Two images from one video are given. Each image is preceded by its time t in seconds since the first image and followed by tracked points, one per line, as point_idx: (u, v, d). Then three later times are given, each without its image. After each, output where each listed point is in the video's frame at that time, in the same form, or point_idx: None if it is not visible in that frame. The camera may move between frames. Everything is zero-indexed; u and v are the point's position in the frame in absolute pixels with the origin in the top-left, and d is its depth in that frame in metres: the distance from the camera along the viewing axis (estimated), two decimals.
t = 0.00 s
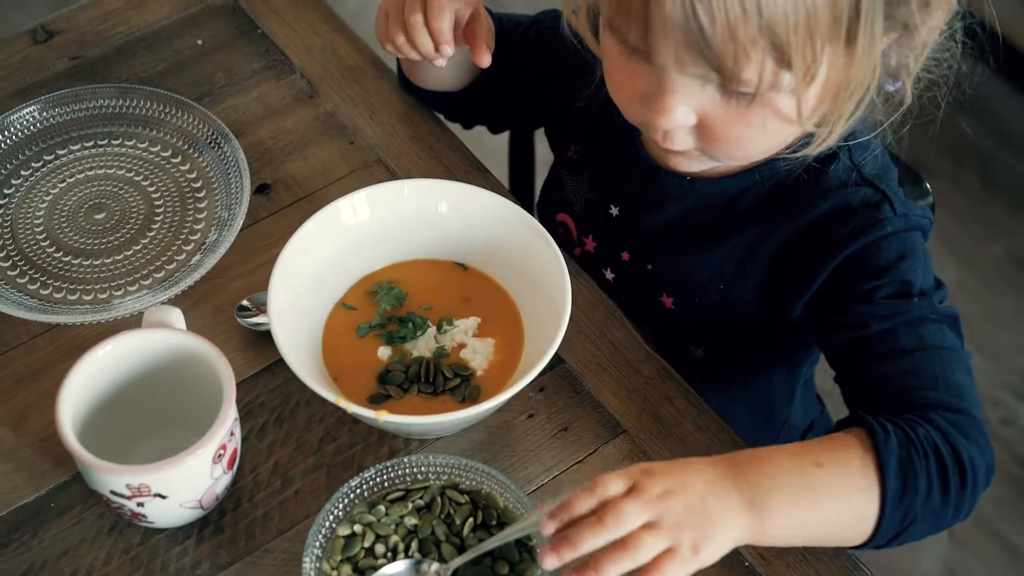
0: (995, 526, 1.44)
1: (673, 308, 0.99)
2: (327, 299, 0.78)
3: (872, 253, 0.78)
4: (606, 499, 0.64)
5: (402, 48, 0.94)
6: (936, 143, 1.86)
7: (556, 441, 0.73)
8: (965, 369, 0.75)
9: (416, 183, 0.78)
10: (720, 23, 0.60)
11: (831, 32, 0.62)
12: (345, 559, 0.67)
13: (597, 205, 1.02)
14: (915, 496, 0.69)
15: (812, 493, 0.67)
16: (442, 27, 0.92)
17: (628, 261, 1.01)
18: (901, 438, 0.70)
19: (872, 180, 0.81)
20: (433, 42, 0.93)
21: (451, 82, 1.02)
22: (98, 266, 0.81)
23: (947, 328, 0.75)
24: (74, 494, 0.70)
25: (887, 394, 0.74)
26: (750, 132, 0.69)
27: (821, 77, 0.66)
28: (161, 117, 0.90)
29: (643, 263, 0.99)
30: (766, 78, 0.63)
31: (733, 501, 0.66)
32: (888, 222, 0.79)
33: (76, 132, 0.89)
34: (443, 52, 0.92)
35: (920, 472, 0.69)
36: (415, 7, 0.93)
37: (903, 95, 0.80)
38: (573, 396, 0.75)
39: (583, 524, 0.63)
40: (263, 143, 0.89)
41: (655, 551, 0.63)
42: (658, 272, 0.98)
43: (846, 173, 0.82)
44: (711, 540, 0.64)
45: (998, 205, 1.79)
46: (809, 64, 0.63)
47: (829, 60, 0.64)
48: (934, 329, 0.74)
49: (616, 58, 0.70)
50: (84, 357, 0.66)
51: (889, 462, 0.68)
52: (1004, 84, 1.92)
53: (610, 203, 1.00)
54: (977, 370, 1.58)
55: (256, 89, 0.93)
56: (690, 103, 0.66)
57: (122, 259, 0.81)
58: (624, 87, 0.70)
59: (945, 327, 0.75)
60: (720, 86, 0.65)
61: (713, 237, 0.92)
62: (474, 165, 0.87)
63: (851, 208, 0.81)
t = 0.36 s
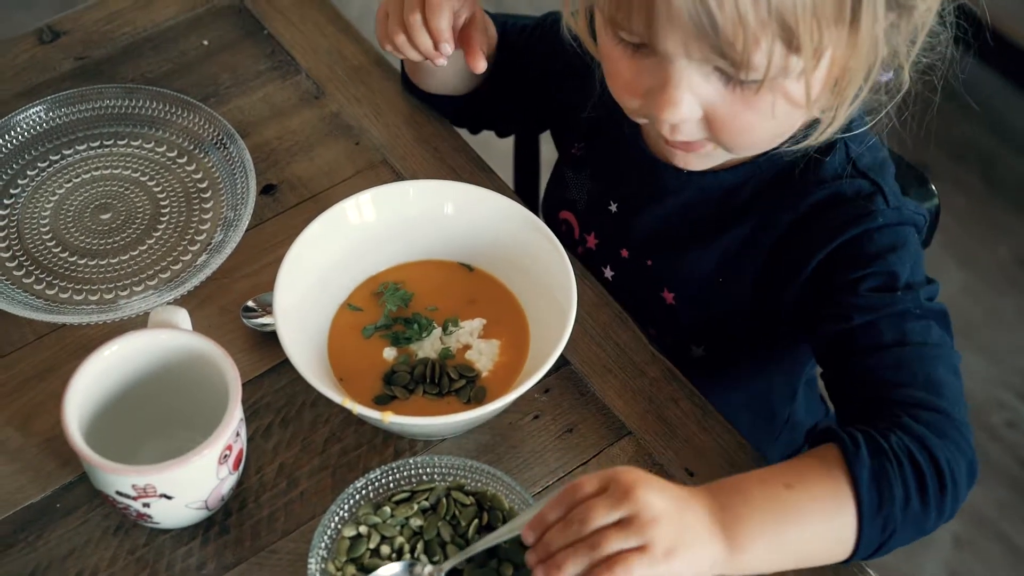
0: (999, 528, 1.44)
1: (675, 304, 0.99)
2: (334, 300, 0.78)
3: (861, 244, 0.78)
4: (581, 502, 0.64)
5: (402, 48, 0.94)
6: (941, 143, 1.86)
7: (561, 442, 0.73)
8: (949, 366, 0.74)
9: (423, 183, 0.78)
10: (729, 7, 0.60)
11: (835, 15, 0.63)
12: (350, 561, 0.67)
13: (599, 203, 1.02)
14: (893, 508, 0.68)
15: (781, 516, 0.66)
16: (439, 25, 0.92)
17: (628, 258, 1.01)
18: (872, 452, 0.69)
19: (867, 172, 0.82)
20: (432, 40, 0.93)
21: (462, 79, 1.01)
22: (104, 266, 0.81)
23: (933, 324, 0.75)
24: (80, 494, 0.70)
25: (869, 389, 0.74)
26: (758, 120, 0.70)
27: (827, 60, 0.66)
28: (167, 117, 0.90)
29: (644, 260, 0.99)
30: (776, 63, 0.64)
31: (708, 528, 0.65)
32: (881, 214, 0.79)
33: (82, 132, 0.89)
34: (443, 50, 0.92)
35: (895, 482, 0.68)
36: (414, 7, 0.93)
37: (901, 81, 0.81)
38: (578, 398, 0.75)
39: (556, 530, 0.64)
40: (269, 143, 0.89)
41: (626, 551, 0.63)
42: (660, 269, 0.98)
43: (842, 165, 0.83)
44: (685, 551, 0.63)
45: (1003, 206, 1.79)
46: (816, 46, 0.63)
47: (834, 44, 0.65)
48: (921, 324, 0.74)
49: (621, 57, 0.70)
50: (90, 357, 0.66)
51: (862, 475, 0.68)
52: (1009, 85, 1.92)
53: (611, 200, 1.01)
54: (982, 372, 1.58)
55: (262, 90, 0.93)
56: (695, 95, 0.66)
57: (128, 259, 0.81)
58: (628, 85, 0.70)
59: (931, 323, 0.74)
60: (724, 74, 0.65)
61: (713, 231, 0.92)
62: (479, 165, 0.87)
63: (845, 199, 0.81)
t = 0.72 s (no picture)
0: (1001, 534, 1.44)
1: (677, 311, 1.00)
2: (338, 308, 0.78)
3: (865, 247, 0.79)
4: (609, 494, 0.66)
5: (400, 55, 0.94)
6: (942, 150, 1.86)
7: (565, 450, 0.73)
8: (959, 366, 0.73)
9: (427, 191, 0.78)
10: (711, 14, 0.60)
11: (819, 16, 0.62)
12: None
13: (601, 213, 1.02)
14: (910, 506, 0.68)
15: (801, 512, 0.67)
16: (438, 34, 0.92)
17: (630, 267, 1.01)
18: (888, 449, 0.69)
19: (869, 176, 0.82)
20: (430, 49, 0.93)
21: (469, 86, 1.01)
22: (108, 273, 0.81)
23: (940, 325, 0.75)
24: (85, 501, 0.70)
25: (876, 392, 0.74)
26: (752, 126, 0.70)
27: (816, 61, 0.66)
28: (172, 124, 0.91)
29: (646, 267, 0.99)
30: (763, 67, 0.63)
31: (731, 528, 0.66)
32: (883, 218, 0.79)
33: (87, 139, 0.89)
34: (440, 59, 0.92)
35: (912, 480, 0.69)
36: (414, 17, 0.93)
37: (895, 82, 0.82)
38: (582, 405, 0.75)
39: (587, 524, 0.66)
40: (273, 150, 0.89)
41: (649, 533, 0.64)
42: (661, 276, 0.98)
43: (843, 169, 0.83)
44: (709, 539, 0.64)
45: (1005, 213, 1.79)
46: (803, 49, 0.63)
47: (822, 44, 0.65)
48: (929, 325, 0.74)
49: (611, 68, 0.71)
50: (96, 364, 0.66)
51: (880, 474, 0.68)
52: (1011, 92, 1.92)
53: (612, 209, 1.00)
54: (984, 379, 1.58)
55: (267, 97, 0.93)
56: (686, 104, 0.67)
57: (133, 266, 0.81)
58: (620, 96, 0.71)
59: (938, 324, 0.74)
60: (712, 80, 0.65)
61: (715, 237, 0.92)
62: (483, 173, 0.87)
63: (847, 204, 0.82)
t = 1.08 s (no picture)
0: (1006, 537, 1.43)
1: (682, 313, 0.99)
2: (344, 309, 0.78)
3: (869, 248, 0.78)
4: (616, 487, 0.66)
5: (411, 53, 0.94)
6: (948, 152, 1.86)
7: (571, 452, 0.73)
8: (966, 365, 0.73)
9: (433, 193, 0.78)
10: None
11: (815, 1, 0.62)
12: None
13: (606, 212, 1.02)
14: (916, 502, 0.68)
15: (809, 506, 0.67)
16: (448, 31, 0.92)
17: (634, 267, 1.01)
18: (895, 446, 0.69)
19: (874, 177, 0.82)
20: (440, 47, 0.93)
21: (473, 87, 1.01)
22: (114, 274, 0.81)
23: (945, 324, 0.74)
24: (91, 502, 0.70)
25: (883, 391, 0.74)
26: (751, 113, 0.70)
27: (814, 46, 0.66)
28: (179, 126, 0.91)
29: (650, 267, 0.99)
30: (756, 50, 0.63)
31: (739, 514, 0.66)
32: (888, 217, 0.79)
33: (93, 140, 0.90)
34: (451, 57, 0.92)
35: (919, 478, 0.68)
36: (424, 14, 0.93)
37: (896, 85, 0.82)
38: (588, 407, 0.75)
39: (597, 517, 0.66)
40: (279, 152, 0.89)
41: (660, 521, 0.63)
42: (665, 276, 0.98)
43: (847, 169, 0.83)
44: (716, 527, 0.64)
45: (1011, 216, 1.79)
46: (797, 32, 0.63)
47: (818, 28, 0.65)
48: (934, 324, 0.73)
49: (611, 51, 0.71)
50: (102, 365, 0.66)
51: (887, 469, 0.68)
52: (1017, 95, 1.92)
53: (618, 210, 1.00)
54: (990, 382, 1.58)
55: (273, 99, 0.93)
56: (683, 87, 0.67)
57: (139, 268, 0.81)
58: (619, 82, 0.71)
59: (943, 323, 0.74)
60: (707, 62, 0.66)
61: (719, 239, 0.92)
62: (489, 175, 0.87)
63: (850, 205, 0.81)
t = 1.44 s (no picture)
0: (1009, 535, 1.43)
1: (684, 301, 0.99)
2: (346, 305, 0.78)
3: (873, 236, 0.78)
4: (617, 453, 0.68)
5: (416, 46, 0.94)
6: (950, 150, 1.86)
7: (573, 449, 0.73)
8: (970, 353, 0.73)
9: (435, 190, 0.78)
10: None
11: None
12: None
13: (609, 204, 1.02)
14: (916, 484, 0.68)
15: (809, 480, 0.67)
16: (453, 24, 0.91)
17: (638, 257, 1.01)
18: (897, 426, 0.69)
19: (876, 165, 0.82)
20: (446, 40, 0.93)
21: (474, 84, 1.01)
22: (116, 271, 0.81)
23: (950, 311, 0.74)
24: (92, 499, 0.70)
25: (889, 381, 0.73)
26: (749, 99, 0.70)
27: (811, 33, 0.65)
28: (181, 123, 0.91)
29: (653, 258, 0.99)
30: (752, 37, 0.63)
31: (740, 485, 0.67)
32: (892, 206, 0.79)
33: (95, 138, 0.90)
34: (456, 51, 0.92)
35: (920, 459, 0.68)
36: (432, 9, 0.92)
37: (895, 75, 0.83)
38: (589, 404, 0.75)
39: (600, 484, 0.67)
40: (281, 149, 0.89)
41: (663, 484, 0.64)
42: (669, 266, 0.98)
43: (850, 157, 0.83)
44: (719, 492, 0.65)
45: (1015, 216, 1.78)
46: (793, 20, 0.63)
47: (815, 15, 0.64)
48: (939, 311, 0.73)
49: (610, 42, 0.72)
50: (104, 361, 0.66)
51: (888, 449, 0.68)
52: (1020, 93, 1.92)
53: (621, 202, 1.00)
54: (992, 380, 1.58)
55: (275, 96, 0.93)
56: (682, 76, 0.68)
57: (141, 265, 0.81)
58: (618, 71, 0.72)
59: (948, 310, 0.74)
60: (705, 50, 0.66)
61: (721, 228, 0.92)
62: (491, 171, 0.87)
63: (854, 192, 0.81)
